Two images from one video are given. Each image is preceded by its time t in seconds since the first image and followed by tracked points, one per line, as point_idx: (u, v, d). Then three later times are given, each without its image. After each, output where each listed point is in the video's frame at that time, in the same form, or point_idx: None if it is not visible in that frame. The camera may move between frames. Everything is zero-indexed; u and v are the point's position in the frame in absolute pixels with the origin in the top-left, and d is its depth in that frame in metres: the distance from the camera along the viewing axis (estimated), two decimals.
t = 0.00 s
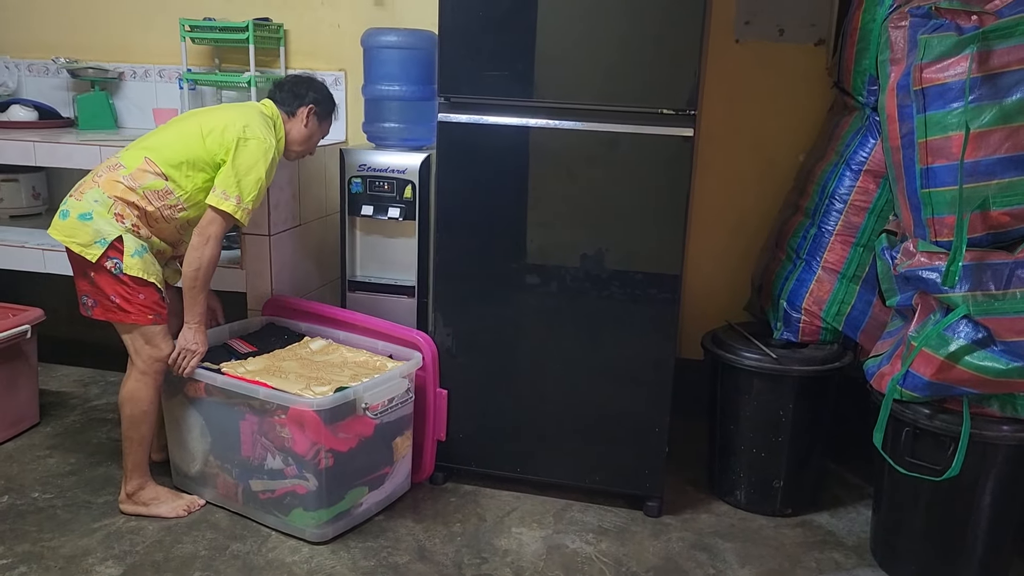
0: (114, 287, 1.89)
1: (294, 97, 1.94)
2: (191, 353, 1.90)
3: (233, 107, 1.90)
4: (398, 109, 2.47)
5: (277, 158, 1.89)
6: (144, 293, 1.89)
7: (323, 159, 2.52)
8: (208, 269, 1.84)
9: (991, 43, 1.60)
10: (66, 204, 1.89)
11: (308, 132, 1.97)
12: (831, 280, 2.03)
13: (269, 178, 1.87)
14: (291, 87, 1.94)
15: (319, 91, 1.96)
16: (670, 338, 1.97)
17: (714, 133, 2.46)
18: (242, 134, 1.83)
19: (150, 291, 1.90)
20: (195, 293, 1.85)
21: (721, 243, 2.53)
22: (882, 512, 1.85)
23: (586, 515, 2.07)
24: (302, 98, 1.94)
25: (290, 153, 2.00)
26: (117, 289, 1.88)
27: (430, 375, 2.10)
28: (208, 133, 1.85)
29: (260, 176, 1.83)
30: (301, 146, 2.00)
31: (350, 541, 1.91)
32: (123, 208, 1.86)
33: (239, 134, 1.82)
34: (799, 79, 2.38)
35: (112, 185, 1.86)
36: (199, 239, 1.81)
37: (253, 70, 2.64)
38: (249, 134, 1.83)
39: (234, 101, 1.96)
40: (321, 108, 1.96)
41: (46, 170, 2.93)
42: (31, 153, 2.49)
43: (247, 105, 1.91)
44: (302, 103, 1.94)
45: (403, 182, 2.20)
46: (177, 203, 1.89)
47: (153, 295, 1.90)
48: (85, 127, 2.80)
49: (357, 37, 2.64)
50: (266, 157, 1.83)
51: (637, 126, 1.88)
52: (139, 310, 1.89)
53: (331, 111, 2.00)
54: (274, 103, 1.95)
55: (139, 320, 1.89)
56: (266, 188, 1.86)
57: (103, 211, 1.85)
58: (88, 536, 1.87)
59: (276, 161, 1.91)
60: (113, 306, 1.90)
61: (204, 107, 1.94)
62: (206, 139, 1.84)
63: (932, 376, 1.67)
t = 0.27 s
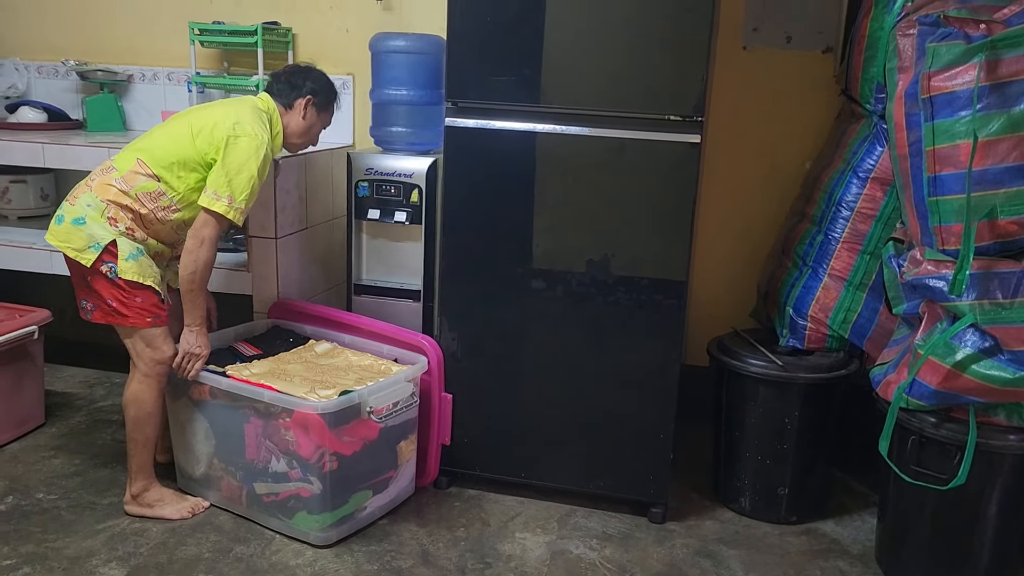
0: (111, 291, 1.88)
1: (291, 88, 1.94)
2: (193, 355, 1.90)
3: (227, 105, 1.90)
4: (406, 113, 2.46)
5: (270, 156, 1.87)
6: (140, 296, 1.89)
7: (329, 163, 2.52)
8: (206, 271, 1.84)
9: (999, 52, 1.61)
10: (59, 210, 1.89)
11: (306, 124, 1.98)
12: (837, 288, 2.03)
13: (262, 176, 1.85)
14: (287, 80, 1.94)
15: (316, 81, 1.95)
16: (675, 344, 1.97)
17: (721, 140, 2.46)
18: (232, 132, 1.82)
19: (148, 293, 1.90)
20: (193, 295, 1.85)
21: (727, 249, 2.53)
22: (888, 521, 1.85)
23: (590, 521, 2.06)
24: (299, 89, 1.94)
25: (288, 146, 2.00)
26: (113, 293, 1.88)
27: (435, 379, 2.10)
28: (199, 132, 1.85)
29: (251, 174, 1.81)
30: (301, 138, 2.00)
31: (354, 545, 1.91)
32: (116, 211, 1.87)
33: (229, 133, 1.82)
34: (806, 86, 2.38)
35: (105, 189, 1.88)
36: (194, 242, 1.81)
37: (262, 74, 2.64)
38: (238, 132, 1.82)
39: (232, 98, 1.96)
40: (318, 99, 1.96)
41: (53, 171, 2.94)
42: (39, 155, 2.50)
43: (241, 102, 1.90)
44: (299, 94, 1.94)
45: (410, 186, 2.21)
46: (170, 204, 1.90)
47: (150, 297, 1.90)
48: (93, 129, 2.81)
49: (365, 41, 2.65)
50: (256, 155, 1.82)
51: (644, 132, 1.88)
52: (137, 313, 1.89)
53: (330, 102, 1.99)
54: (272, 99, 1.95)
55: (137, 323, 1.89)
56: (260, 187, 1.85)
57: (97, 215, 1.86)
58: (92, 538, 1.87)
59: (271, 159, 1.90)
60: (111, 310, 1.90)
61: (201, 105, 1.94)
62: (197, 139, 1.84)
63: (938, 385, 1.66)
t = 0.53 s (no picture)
0: (116, 306, 1.89)
1: (271, 64, 1.87)
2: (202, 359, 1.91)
3: (206, 95, 1.84)
4: (417, 118, 2.48)
5: (257, 146, 1.82)
6: (145, 308, 1.88)
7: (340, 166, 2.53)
8: (211, 275, 1.83)
9: (1013, 61, 1.61)
10: (55, 228, 1.89)
11: (292, 97, 1.91)
12: (848, 296, 2.02)
13: (250, 169, 1.81)
14: (265, 56, 1.87)
15: (297, 51, 1.87)
16: (684, 351, 1.96)
17: (732, 147, 2.46)
18: (212, 129, 1.78)
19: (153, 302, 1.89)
20: (202, 298, 1.85)
21: (738, 256, 2.52)
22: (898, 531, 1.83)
23: (598, 528, 2.06)
24: (279, 63, 1.86)
25: (278, 122, 1.95)
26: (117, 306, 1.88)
27: (444, 384, 2.10)
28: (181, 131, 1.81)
29: (237, 170, 1.77)
30: (292, 113, 1.95)
31: (362, 549, 1.91)
32: (112, 223, 1.86)
33: (209, 130, 1.77)
34: (818, 93, 2.37)
35: (94, 201, 1.86)
36: (193, 247, 1.79)
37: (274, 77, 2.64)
38: (218, 128, 1.77)
39: (213, 81, 1.90)
40: (300, 70, 1.88)
41: (66, 173, 2.96)
42: (53, 157, 2.51)
43: (220, 90, 1.84)
44: (279, 68, 1.87)
45: (420, 191, 2.21)
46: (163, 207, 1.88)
47: (155, 308, 1.88)
48: (106, 132, 2.82)
49: (377, 46, 2.66)
50: (239, 151, 1.77)
51: (655, 138, 1.88)
52: (144, 326, 1.88)
53: (316, 72, 1.91)
54: (256, 80, 1.88)
55: (145, 336, 1.89)
56: (248, 180, 1.80)
57: (92, 229, 1.85)
58: (100, 539, 1.88)
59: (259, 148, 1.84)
60: (118, 325, 1.90)
61: (182, 96, 1.89)
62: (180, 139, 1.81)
63: (950, 396, 1.65)
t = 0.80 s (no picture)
0: (122, 319, 1.82)
1: (253, 39, 1.79)
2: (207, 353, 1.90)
3: (190, 82, 1.76)
4: (432, 123, 2.49)
5: (252, 130, 1.76)
6: (154, 320, 1.84)
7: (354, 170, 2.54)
8: (213, 267, 1.77)
9: None
10: (60, 238, 1.82)
11: (281, 68, 1.83)
12: (864, 303, 2.01)
13: (249, 155, 1.75)
14: (247, 32, 1.78)
15: (279, 21, 1.77)
16: (698, 358, 1.96)
17: (747, 153, 2.45)
18: (204, 120, 1.71)
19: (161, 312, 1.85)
20: (206, 292, 1.80)
21: (752, 263, 2.51)
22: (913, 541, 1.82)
23: (610, 534, 2.05)
24: (262, 36, 1.78)
25: (271, 95, 1.88)
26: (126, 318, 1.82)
27: (457, 389, 2.10)
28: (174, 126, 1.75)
29: (236, 159, 1.72)
30: (284, 86, 1.87)
31: (374, 553, 1.91)
32: (122, 231, 1.80)
33: (202, 123, 1.71)
34: (832, 100, 2.37)
35: (100, 208, 1.79)
36: (196, 242, 1.73)
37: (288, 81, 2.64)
38: (210, 119, 1.71)
39: (196, 62, 1.81)
40: (284, 40, 1.78)
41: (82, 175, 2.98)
42: (70, 159, 2.53)
43: (204, 75, 1.76)
44: (262, 42, 1.79)
45: (434, 196, 2.21)
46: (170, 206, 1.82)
47: (163, 321, 1.85)
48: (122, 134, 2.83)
49: (392, 51, 2.66)
50: (236, 140, 1.71)
51: (671, 145, 1.88)
52: (150, 339, 1.84)
53: (302, 41, 1.81)
54: (240, 58, 1.80)
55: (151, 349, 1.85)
56: (247, 167, 1.75)
57: (100, 238, 1.79)
58: (114, 540, 1.89)
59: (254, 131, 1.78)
60: (121, 339, 1.84)
61: (168, 82, 1.81)
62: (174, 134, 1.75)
63: (967, 405, 1.65)
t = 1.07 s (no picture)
0: (126, 327, 1.77)
1: (233, 23, 1.69)
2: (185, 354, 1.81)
3: (173, 71, 1.68)
4: (446, 126, 2.49)
5: (236, 121, 1.66)
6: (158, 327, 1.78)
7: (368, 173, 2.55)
8: (188, 261, 1.69)
9: None
10: (65, 246, 1.76)
11: (266, 52, 1.72)
12: (879, 309, 2.00)
13: (233, 148, 1.65)
14: (226, 16, 1.69)
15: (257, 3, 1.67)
16: (712, 363, 1.96)
17: (761, 159, 2.44)
18: (184, 112, 1.62)
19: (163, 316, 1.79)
20: (177, 287, 1.71)
21: (766, 268, 2.50)
22: (928, 549, 1.81)
23: (622, 539, 2.05)
24: (241, 19, 1.68)
25: (258, 81, 1.78)
26: (128, 327, 1.76)
27: (470, 392, 2.10)
28: (158, 118, 1.67)
29: (216, 152, 1.62)
30: (270, 71, 1.77)
31: (387, 555, 1.92)
32: (123, 237, 1.73)
33: (181, 114, 1.62)
34: (846, 105, 2.36)
35: (99, 213, 1.73)
36: (172, 234, 1.65)
37: (304, 84, 2.65)
38: (190, 109, 1.62)
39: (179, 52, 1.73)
40: (266, 21, 1.68)
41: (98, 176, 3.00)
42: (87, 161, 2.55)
43: (188, 63, 1.67)
44: (242, 25, 1.69)
45: (448, 199, 2.22)
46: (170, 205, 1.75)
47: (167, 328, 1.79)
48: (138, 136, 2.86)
49: (407, 54, 2.67)
50: (216, 132, 1.62)
51: (686, 149, 1.87)
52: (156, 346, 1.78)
53: (286, 20, 1.70)
54: (226, 46, 1.71)
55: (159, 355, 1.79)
56: (231, 160, 1.65)
57: (102, 245, 1.73)
58: (130, 540, 1.90)
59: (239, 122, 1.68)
60: (123, 348, 1.78)
61: (154, 74, 1.73)
62: (158, 127, 1.67)
63: (984, 413, 1.63)
